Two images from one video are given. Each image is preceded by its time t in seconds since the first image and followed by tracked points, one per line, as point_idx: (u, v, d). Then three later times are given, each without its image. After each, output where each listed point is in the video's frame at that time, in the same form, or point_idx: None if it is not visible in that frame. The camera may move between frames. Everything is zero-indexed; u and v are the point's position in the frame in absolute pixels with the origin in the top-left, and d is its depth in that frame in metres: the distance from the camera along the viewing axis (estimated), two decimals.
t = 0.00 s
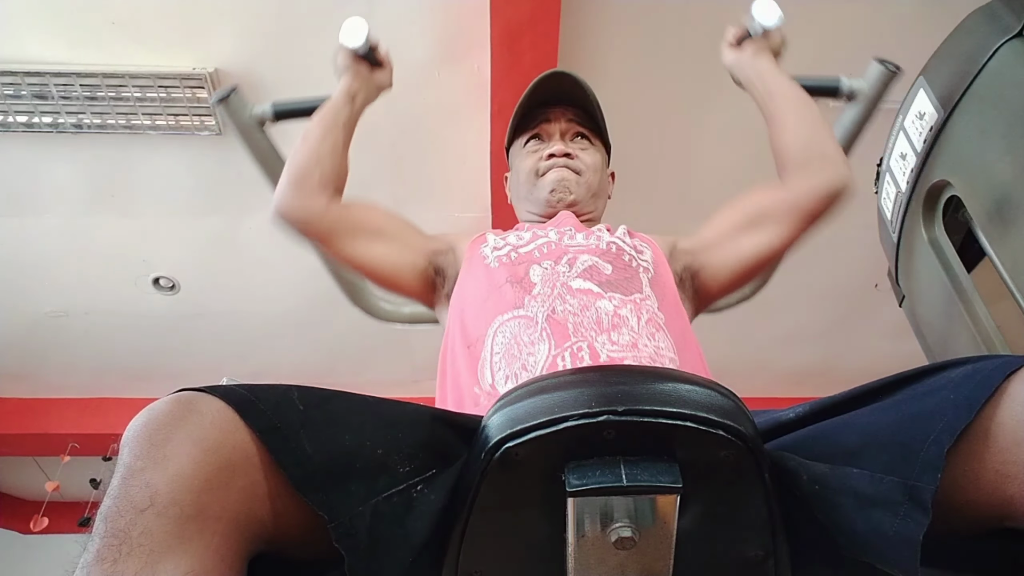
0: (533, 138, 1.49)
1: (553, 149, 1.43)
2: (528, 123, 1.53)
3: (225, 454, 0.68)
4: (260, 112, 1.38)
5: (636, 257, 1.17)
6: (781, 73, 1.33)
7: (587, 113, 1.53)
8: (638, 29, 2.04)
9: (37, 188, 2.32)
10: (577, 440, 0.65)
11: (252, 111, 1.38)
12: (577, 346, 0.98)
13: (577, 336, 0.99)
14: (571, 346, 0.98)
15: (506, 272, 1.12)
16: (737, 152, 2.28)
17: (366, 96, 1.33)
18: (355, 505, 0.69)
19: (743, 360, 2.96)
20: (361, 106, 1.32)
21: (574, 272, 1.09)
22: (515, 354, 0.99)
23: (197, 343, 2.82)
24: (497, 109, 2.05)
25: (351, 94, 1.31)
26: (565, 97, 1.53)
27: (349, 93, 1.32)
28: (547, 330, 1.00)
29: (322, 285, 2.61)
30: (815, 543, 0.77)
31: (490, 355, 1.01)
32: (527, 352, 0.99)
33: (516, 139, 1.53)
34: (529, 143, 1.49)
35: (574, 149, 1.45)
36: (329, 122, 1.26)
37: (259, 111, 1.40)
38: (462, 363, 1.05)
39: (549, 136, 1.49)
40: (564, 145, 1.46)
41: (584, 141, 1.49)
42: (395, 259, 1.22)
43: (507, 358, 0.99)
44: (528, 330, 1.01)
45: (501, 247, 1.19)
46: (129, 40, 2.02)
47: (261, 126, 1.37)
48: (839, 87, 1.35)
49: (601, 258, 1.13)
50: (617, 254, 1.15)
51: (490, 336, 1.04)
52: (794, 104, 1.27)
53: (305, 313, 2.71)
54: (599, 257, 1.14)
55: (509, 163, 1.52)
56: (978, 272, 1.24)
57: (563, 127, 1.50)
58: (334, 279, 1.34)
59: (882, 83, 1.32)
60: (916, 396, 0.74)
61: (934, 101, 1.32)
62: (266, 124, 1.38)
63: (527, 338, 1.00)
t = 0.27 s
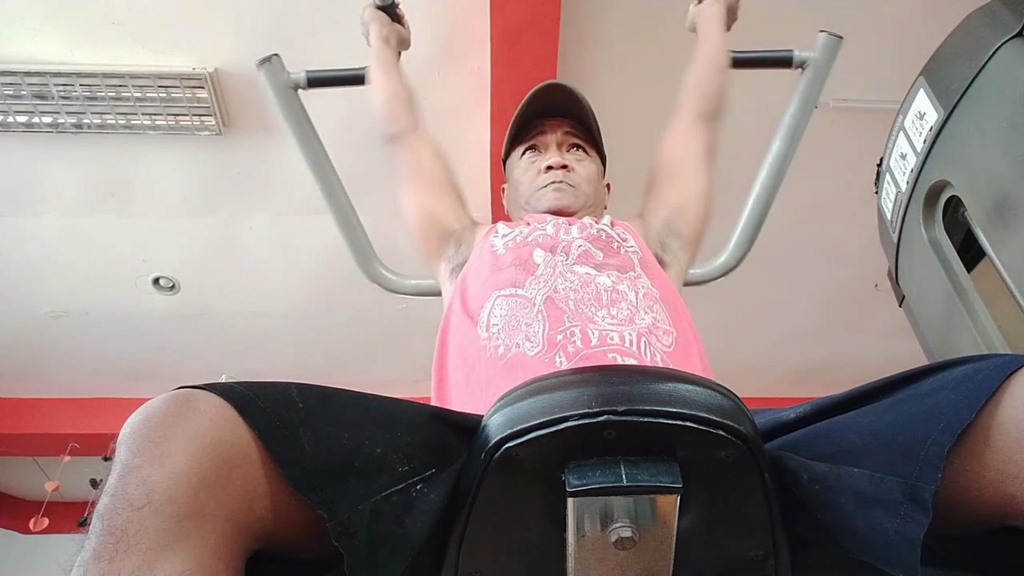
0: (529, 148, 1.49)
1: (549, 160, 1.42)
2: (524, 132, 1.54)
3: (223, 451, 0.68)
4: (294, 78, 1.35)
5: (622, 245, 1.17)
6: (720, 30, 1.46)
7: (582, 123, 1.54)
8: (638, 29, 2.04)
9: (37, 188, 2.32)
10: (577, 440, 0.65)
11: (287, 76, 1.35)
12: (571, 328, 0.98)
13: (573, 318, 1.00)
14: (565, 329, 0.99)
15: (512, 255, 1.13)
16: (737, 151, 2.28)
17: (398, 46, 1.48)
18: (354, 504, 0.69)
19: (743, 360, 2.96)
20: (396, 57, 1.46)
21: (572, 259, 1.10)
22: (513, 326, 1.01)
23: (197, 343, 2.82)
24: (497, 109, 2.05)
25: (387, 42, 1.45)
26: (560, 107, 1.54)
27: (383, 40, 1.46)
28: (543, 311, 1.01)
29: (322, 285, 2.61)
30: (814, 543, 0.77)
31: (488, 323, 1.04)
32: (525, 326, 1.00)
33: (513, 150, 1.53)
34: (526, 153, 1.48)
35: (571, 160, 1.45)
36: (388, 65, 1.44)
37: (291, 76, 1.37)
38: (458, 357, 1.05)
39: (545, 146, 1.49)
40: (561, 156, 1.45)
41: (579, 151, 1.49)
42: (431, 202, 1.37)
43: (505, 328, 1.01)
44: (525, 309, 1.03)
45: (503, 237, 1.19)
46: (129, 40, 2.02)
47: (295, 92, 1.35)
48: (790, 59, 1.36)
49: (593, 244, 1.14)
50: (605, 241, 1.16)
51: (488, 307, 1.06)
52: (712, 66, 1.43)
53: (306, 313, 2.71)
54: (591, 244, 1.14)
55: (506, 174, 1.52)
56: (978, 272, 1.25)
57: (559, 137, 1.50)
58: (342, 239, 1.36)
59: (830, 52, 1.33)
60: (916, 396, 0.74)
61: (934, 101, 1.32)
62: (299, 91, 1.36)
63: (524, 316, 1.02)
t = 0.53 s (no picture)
0: (531, 150, 1.49)
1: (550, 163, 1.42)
2: (526, 135, 1.54)
3: (221, 449, 0.68)
4: (296, 78, 1.36)
5: (619, 246, 1.17)
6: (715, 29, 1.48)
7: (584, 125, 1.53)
8: (638, 28, 2.04)
9: (37, 188, 2.32)
10: (577, 440, 0.65)
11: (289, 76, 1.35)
12: (572, 330, 0.98)
13: (573, 321, 1.00)
14: (566, 331, 0.99)
15: (514, 255, 1.13)
16: (737, 151, 2.28)
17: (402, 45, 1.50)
18: (354, 502, 0.69)
19: (742, 360, 2.96)
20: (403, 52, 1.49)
21: (571, 263, 1.10)
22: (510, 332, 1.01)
23: (197, 343, 2.82)
24: (497, 108, 2.05)
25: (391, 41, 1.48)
26: (562, 109, 1.53)
27: (389, 37, 1.48)
28: (543, 313, 1.01)
29: (321, 285, 2.61)
30: (814, 543, 0.77)
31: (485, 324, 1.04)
32: (523, 331, 1.00)
33: (514, 151, 1.53)
34: (528, 154, 1.48)
35: (572, 162, 1.44)
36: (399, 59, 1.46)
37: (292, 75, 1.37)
38: (456, 356, 1.04)
39: (547, 148, 1.50)
40: (562, 158, 1.45)
41: (582, 152, 1.49)
42: (442, 196, 1.35)
43: (504, 331, 1.01)
44: (524, 311, 1.03)
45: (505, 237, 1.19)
46: (129, 40, 2.02)
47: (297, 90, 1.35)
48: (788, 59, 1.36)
49: (591, 246, 1.14)
50: (604, 243, 1.16)
51: (487, 307, 1.06)
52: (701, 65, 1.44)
53: (305, 313, 2.71)
54: (591, 246, 1.14)
55: (507, 174, 1.52)
56: (978, 272, 1.26)
57: (561, 139, 1.51)
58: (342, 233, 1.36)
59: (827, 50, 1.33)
60: (917, 396, 0.74)
61: (934, 101, 1.32)
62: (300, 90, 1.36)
63: (523, 318, 1.02)
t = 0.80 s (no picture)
0: (530, 149, 1.49)
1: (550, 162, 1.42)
2: (525, 133, 1.54)
3: (226, 430, 0.68)
4: (296, 78, 1.36)
5: (622, 248, 1.17)
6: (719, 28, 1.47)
7: (584, 123, 1.53)
8: (638, 29, 2.04)
9: (37, 188, 2.32)
10: (577, 440, 0.65)
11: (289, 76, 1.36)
12: (573, 332, 0.99)
13: (575, 324, 1.00)
14: (566, 333, 0.99)
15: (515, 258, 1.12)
16: (737, 152, 2.28)
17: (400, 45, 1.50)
18: (353, 492, 0.69)
19: (742, 360, 2.96)
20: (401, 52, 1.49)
21: (572, 266, 1.10)
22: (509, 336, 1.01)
23: (197, 343, 2.82)
24: (497, 109, 2.05)
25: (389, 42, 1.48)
26: (562, 107, 1.53)
27: (387, 38, 1.48)
28: (545, 316, 1.02)
29: (321, 285, 2.61)
30: (815, 544, 0.77)
31: (485, 327, 1.04)
32: (524, 334, 1.00)
33: (514, 149, 1.53)
34: (527, 154, 1.48)
35: (572, 162, 1.44)
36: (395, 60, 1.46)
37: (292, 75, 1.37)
38: (457, 356, 1.04)
39: (547, 147, 1.50)
40: (562, 158, 1.45)
41: (581, 151, 1.48)
42: (438, 198, 1.34)
43: (503, 337, 1.01)
44: (524, 313, 1.03)
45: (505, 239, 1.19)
46: (129, 41, 2.02)
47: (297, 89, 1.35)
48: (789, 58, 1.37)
49: (592, 249, 1.14)
50: (604, 245, 1.16)
51: (487, 311, 1.06)
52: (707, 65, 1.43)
53: (305, 313, 2.71)
54: (592, 249, 1.14)
55: (506, 173, 1.52)
56: (978, 271, 1.26)
57: (561, 138, 1.50)
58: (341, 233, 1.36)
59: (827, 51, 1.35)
60: (916, 391, 0.74)
61: (934, 101, 1.32)
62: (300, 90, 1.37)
63: (523, 321, 1.02)
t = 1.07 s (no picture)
0: (527, 148, 1.48)
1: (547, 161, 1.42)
2: (522, 132, 1.54)
3: (227, 451, 0.68)
4: (291, 79, 1.36)
5: (625, 253, 1.18)
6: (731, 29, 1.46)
7: (580, 122, 1.53)
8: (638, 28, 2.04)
9: (36, 189, 2.32)
10: (578, 440, 0.65)
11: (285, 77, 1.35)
12: (574, 326, 0.99)
13: (575, 317, 1.01)
14: (567, 327, 1.00)
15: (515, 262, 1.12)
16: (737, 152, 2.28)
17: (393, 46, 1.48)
18: (361, 502, 0.69)
19: (742, 360, 2.96)
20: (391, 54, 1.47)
21: (572, 270, 1.10)
22: (512, 331, 1.01)
23: (197, 343, 2.82)
24: (497, 108, 2.05)
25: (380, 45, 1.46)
26: (557, 107, 1.53)
27: (377, 40, 1.46)
28: (546, 313, 1.02)
29: (321, 285, 2.61)
30: (814, 543, 0.77)
31: (487, 327, 1.04)
32: (524, 330, 1.01)
33: (511, 149, 1.52)
34: (524, 153, 1.48)
35: (569, 161, 1.45)
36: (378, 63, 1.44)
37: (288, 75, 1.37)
38: (456, 361, 1.04)
39: (544, 146, 1.49)
40: (559, 157, 1.45)
41: (578, 150, 1.49)
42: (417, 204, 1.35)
43: (504, 335, 1.01)
44: (525, 312, 1.03)
45: (503, 243, 1.19)
46: (129, 41, 2.02)
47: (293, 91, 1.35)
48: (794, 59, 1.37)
49: (594, 254, 1.14)
50: (606, 250, 1.16)
51: (487, 314, 1.07)
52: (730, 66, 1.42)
53: (306, 313, 2.71)
54: (593, 253, 1.15)
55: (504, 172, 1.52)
56: (978, 272, 1.25)
57: (558, 137, 1.50)
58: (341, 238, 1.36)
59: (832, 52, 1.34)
60: (916, 395, 0.74)
61: (934, 101, 1.32)
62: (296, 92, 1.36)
63: (525, 317, 1.03)
